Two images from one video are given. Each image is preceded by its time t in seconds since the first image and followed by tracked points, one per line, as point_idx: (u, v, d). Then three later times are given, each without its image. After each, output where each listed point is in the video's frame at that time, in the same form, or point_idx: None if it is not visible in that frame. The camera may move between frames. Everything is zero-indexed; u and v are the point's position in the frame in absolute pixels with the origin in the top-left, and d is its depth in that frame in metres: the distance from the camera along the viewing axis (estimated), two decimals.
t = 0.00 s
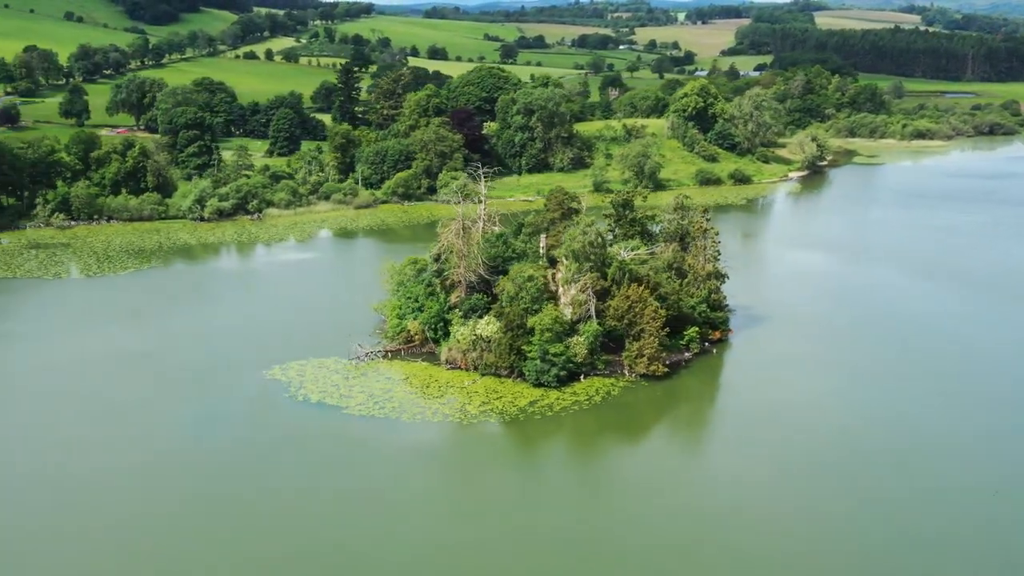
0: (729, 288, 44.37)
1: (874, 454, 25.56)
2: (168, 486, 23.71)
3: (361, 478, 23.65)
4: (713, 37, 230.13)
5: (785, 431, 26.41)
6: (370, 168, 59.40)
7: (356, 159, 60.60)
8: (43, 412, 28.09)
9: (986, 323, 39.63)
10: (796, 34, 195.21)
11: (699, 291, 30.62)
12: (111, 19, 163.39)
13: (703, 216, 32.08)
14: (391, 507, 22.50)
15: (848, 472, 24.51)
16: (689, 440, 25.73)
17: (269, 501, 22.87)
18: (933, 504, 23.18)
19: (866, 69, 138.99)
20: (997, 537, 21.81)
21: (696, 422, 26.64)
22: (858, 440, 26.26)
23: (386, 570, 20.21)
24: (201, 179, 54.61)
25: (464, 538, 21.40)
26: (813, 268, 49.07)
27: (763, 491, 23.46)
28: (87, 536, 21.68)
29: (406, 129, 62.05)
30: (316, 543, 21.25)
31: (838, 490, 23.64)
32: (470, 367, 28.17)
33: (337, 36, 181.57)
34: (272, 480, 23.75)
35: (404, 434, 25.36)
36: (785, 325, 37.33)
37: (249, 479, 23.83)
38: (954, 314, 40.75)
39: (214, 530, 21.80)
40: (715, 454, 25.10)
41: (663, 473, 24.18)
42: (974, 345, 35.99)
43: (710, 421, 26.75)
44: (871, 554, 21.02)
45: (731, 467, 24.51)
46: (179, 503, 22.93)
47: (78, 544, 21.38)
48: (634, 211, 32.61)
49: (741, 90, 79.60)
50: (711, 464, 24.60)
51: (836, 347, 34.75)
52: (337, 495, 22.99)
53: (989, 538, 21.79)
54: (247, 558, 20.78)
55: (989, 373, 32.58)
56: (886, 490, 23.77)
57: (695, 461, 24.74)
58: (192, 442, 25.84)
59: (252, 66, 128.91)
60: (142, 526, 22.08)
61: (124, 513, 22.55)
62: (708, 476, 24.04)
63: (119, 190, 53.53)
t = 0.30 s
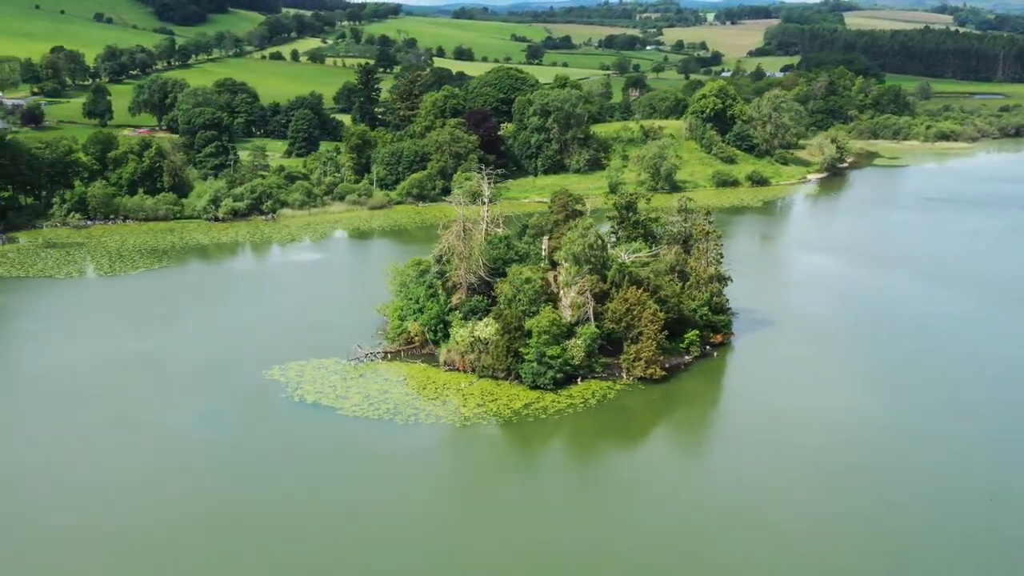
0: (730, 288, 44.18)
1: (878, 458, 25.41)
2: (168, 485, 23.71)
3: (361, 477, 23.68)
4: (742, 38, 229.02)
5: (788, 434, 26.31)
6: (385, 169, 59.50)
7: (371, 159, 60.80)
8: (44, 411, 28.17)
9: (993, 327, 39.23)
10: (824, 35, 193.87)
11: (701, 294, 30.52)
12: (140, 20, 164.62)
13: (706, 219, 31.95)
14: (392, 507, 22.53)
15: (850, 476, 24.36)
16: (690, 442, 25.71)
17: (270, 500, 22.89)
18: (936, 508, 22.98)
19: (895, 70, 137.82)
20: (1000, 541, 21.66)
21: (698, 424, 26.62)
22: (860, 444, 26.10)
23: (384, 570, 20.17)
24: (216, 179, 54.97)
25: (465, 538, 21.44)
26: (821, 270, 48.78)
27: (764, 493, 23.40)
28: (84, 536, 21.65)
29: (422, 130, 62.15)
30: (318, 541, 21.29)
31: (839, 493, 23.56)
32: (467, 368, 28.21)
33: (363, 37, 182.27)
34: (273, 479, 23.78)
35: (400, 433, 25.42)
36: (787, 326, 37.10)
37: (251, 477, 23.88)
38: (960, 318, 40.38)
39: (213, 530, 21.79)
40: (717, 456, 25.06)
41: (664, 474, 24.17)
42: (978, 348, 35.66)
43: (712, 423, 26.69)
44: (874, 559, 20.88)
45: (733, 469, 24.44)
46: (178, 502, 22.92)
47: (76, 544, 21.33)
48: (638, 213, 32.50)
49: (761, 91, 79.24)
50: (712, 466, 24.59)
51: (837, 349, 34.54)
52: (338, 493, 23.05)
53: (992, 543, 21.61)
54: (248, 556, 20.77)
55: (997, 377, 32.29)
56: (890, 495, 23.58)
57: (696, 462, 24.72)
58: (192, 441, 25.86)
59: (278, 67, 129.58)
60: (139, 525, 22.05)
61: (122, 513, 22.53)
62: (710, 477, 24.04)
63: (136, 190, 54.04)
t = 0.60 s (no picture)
0: (734, 291, 43.97)
1: (879, 463, 25.28)
2: (167, 485, 23.77)
3: (361, 477, 23.77)
4: (772, 38, 227.65)
5: (790, 438, 26.22)
6: (401, 170, 59.67)
7: (388, 160, 61.00)
8: (46, 411, 28.32)
9: (999, 329, 38.93)
10: (854, 35, 192.47)
11: (702, 297, 30.42)
12: (171, 20, 166.06)
13: (710, 221, 31.80)
14: (392, 507, 22.59)
15: (851, 482, 24.24)
16: (691, 445, 25.70)
17: (269, 500, 22.94)
18: (938, 514, 22.86)
19: (926, 70, 136.51)
20: (999, 549, 21.48)
21: (698, 427, 26.58)
22: (862, 448, 25.97)
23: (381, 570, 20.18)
24: (232, 179, 55.33)
25: (465, 538, 21.50)
26: (832, 272, 48.51)
27: (765, 497, 23.35)
28: (81, 535, 21.68)
29: (439, 131, 62.25)
30: (318, 540, 21.37)
31: (840, 498, 23.47)
32: (465, 369, 28.26)
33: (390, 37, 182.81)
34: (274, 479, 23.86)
35: (397, 432, 25.53)
36: (790, 328, 36.91)
37: (252, 477, 23.97)
38: (967, 320, 40.08)
39: (211, 530, 21.83)
40: (717, 459, 25.03)
41: (664, 476, 24.17)
42: (983, 350, 35.40)
43: (714, 426, 26.65)
44: (874, 566, 20.75)
45: (733, 473, 24.40)
46: (176, 501, 23.03)
47: (72, 544, 21.35)
48: (641, 215, 32.40)
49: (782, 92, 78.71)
50: (713, 468, 24.59)
51: (839, 351, 34.38)
52: (338, 493, 23.13)
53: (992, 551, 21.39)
54: (247, 556, 20.82)
55: (1005, 379, 32.06)
56: (891, 500, 23.46)
57: (697, 464, 24.71)
58: (191, 442, 25.92)
59: (304, 68, 130.21)
60: (136, 523, 22.17)
61: (120, 513, 22.57)
62: (710, 480, 24.03)
63: (153, 190, 54.54)
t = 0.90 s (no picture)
0: (738, 292, 43.84)
1: (882, 466, 25.15)
2: (167, 486, 23.81)
3: (361, 476, 23.82)
4: (800, 38, 226.29)
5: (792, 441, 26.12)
6: (416, 170, 59.84)
7: (403, 160, 61.18)
8: (48, 412, 28.47)
9: (1005, 330, 38.69)
10: (883, 35, 190.99)
11: (702, 299, 30.32)
12: (198, 20, 167.27)
13: (713, 223, 31.63)
14: (392, 506, 22.62)
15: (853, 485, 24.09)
16: (692, 447, 25.64)
17: (268, 500, 22.95)
18: (937, 516, 22.77)
19: (955, 70, 135.26)
20: (1001, 551, 21.33)
21: (700, 429, 26.51)
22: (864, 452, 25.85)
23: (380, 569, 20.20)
24: (247, 179, 55.69)
25: (465, 537, 21.50)
26: (840, 274, 48.31)
27: (765, 499, 23.27)
28: (80, 536, 21.72)
29: (454, 131, 62.37)
30: (318, 539, 21.42)
31: (841, 500, 23.36)
32: (463, 369, 28.27)
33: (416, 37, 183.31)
34: (274, 478, 23.92)
35: (395, 431, 25.59)
36: (793, 329, 36.81)
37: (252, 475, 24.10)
38: (970, 321, 39.90)
39: (211, 529, 21.86)
40: (718, 461, 24.98)
41: (663, 478, 24.14)
42: (985, 351, 35.22)
43: (716, 428, 26.58)
44: (874, 568, 20.61)
45: (734, 475, 24.33)
46: (175, 499, 23.19)
47: (72, 544, 21.40)
48: (644, 216, 32.28)
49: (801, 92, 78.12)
50: (714, 470, 24.55)
51: (841, 351, 34.28)
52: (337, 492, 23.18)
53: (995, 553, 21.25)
54: (248, 555, 20.85)
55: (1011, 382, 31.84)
56: (893, 503, 23.32)
57: (698, 466, 24.67)
58: (191, 443, 25.99)
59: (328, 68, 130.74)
60: (134, 520, 22.34)
61: (120, 513, 22.61)
62: (710, 481, 24.00)
63: (169, 189, 54.99)
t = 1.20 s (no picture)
0: (741, 292, 43.82)
1: (885, 468, 25.01)
2: (167, 485, 23.88)
3: (360, 475, 23.85)
4: (828, 38, 224.73)
5: (793, 441, 25.99)
6: (430, 169, 59.92)
7: (418, 159, 61.26)
8: (52, 410, 28.66)
9: (1011, 330, 38.51)
10: (911, 35, 189.33)
11: (703, 300, 30.19)
12: (225, 20, 168.31)
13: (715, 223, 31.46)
14: (389, 505, 22.65)
15: (855, 486, 23.95)
16: (693, 447, 25.57)
17: (267, 499, 22.99)
18: (937, 518, 22.64)
19: (984, 70, 133.83)
20: (1003, 553, 21.18)
21: (701, 430, 26.42)
22: (867, 453, 25.71)
23: (378, 568, 20.20)
24: (262, 178, 55.99)
25: (463, 536, 21.50)
26: (850, 275, 48.15)
27: (765, 500, 23.17)
28: (78, 536, 21.76)
29: (469, 131, 62.45)
30: (316, 537, 21.44)
31: (842, 501, 23.24)
32: (460, 369, 28.32)
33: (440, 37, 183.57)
34: (274, 476, 24.00)
35: (392, 430, 25.66)
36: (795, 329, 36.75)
37: (250, 473, 24.20)
38: (977, 322, 39.71)
39: (210, 527, 21.97)
40: (718, 461, 24.90)
41: (660, 478, 24.09)
42: (990, 352, 35.04)
43: (717, 429, 26.49)
44: (875, 570, 20.46)
45: (734, 476, 24.24)
46: (174, 496, 23.29)
47: (70, 544, 21.44)
48: (646, 216, 32.16)
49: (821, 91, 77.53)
50: (714, 470, 24.48)
51: (844, 351, 34.20)
52: (336, 490, 23.24)
53: (997, 555, 21.07)
54: (245, 554, 20.87)
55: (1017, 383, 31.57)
56: (895, 505, 23.19)
57: (698, 467, 24.59)
58: (191, 442, 26.06)
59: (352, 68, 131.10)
60: (132, 518, 22.44)
61: (118, 513, 22.66)
62: (710, 482, 23.93)
63: (184, 188, 55.36)
